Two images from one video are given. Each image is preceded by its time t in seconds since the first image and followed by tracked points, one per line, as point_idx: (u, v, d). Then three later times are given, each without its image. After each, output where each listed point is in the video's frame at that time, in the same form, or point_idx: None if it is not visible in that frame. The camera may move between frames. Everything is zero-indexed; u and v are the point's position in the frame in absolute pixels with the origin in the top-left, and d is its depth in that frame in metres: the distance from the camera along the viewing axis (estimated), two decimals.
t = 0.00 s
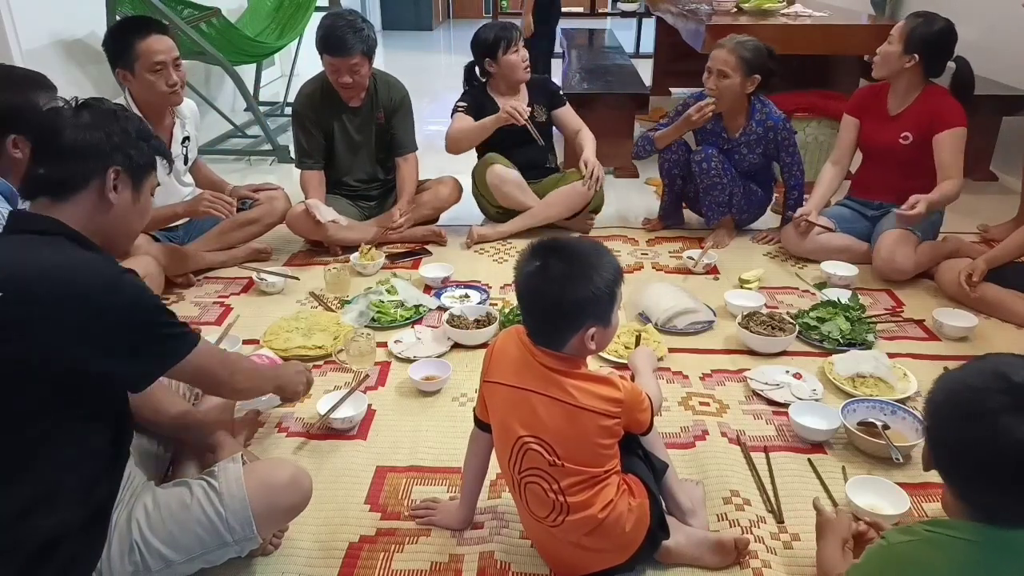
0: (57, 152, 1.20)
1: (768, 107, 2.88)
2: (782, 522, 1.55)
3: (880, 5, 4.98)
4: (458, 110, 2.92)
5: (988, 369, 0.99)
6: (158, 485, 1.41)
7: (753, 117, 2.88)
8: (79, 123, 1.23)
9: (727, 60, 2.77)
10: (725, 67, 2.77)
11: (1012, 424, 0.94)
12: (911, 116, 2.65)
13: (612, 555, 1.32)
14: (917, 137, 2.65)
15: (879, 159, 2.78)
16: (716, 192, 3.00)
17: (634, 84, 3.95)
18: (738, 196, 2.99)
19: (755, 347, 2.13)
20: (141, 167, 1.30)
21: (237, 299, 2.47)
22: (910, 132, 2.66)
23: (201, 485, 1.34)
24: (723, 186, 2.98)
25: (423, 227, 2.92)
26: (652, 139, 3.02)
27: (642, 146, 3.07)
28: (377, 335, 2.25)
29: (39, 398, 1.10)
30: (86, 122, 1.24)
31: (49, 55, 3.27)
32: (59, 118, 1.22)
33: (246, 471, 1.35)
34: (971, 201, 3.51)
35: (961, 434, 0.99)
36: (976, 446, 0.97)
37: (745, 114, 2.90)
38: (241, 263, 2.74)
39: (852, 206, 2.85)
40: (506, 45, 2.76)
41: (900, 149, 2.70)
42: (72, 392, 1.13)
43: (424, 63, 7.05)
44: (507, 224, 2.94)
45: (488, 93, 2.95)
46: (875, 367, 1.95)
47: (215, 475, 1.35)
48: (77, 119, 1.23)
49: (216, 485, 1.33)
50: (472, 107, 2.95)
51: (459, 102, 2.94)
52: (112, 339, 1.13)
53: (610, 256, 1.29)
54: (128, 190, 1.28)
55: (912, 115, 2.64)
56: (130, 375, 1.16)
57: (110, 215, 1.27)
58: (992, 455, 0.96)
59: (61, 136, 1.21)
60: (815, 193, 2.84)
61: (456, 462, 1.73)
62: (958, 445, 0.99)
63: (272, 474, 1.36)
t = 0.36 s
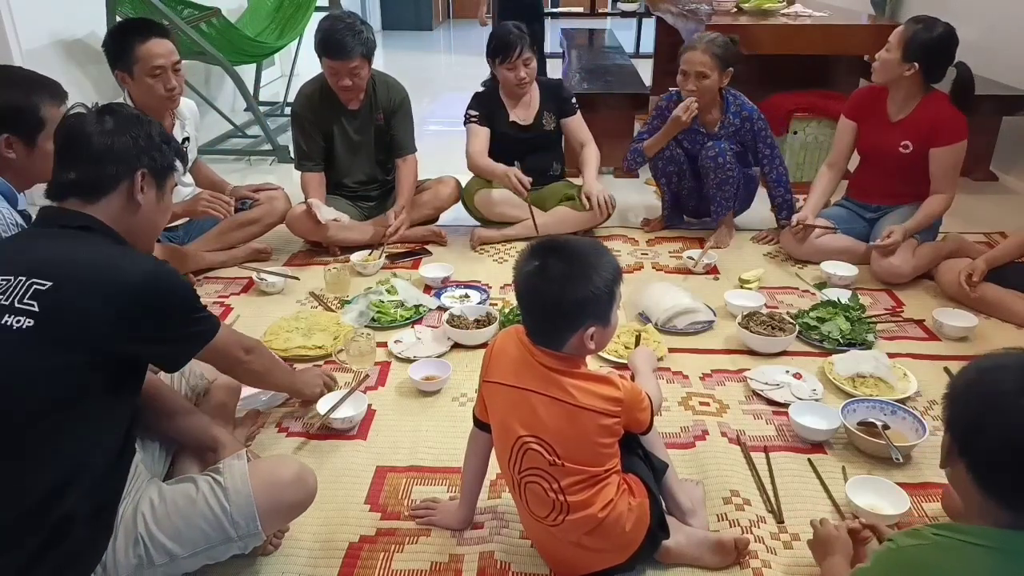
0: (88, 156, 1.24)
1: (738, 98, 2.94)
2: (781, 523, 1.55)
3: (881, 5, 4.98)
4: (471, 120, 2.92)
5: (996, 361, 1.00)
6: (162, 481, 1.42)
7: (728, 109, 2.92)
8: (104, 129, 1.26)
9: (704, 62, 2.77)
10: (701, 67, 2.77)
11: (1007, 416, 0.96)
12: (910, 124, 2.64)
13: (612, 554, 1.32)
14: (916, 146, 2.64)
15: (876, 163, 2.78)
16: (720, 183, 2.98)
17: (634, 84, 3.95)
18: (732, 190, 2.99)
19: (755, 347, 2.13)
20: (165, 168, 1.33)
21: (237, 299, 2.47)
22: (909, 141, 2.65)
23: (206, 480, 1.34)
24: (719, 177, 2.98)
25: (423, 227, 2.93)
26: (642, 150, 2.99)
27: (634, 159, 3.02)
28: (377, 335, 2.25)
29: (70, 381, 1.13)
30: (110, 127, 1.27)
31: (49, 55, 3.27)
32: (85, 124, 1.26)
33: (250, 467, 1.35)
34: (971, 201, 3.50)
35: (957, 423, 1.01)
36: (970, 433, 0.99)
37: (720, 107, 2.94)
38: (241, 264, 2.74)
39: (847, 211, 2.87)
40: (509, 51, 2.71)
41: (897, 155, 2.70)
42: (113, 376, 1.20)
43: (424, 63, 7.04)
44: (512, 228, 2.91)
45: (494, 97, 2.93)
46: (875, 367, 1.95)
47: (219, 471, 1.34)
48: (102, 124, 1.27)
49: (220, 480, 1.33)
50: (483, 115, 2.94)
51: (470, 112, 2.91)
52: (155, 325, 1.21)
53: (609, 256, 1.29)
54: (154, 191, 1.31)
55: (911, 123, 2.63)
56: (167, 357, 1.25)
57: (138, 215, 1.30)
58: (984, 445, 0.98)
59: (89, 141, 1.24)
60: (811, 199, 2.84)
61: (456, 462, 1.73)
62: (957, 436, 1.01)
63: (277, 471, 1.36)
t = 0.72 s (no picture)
0: (133, 165, 1.15)
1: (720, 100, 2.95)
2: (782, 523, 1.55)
3: (880, 5, 4.98)
4: (476, 131, 2.89)
5: (867, 264, 1.16)
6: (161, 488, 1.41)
7: (713, 111, 2.94)
8: (154, 132, 1.17)
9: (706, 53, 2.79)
10: (709, 57, 2.79)
11: (912, 344, 1.11)
12: (872, 120, 2.75)
13: (613, 556, 1.32)
14: (882, 137, 2.76)
15: (842, 160, 2.87)
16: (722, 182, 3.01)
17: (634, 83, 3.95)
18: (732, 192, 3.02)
19: (755, 346, 2.13)
20: (215, 178, 1.23)
21: (237, 299, 2.47)
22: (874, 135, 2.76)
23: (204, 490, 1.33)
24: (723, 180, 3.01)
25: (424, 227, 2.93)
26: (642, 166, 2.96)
27: (643, 226, 2.91)
28: (377, 335, 2.25)
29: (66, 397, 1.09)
30: (168, 131, 1.18)
31: (49, 55, 3.27)
32: (135, 126, 1.16)
33: (247, 479, 1.35)
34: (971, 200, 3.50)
35: (856, 348, 1.14)
36: (865, 357, 1.13)
37: (706, 110, 2.95)
38: (240, 263, 2.74)
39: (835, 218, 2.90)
40: (524, 63, 2.68)
41: (863, 149, 2.80)
42: (101, 416, 1.12)
43: (423, 63, 7.04)
44: (513, 230, 2.91)
45: (506, 108, 2.88)
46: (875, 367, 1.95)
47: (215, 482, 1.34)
48: (154, 128, 1.17)
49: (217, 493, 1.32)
50: (490, 125, 2.91)
51: (477, 120, 2.89)
52: (138, 378, 1.08)
53: (606, 259, 1.29)
54: (198, 203, 1.22)
55: (873, 116, 2.74)
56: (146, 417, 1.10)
57: (178, 229, 1.21)
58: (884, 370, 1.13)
59: (135, 146, 1.15)
60: (807, 202, 2.86)
61: (456, 462, 1.73)
62: (853, 361, 1.15)
63: (280, 480, 1.37)
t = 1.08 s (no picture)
0: (127, 164, 1.15)
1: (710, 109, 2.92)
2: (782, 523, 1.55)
3: (881, 5, 4.98)
4: (475, 130, 2.89)
5: (885, 275, 1.14)
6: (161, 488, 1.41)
7: (704, 121, 2.92)
8: (147, 131, 1.16)
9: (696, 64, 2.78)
10: (700, 69, 2.77)
11: (917, 349, 1.10)
12: (867, 122, 2.75)
13: (614, 556, 1.32)
14: (877, 139, 2.75)
15: (838, 161, 2.88)
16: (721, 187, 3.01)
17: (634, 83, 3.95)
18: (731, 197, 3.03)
19: (756, 346, 2.12)
20: (209, 177, 1.22)
21: (237, 299, 2.47)
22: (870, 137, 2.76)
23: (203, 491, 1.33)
24: (722, 186, 3.00)
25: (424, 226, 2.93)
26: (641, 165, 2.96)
27: (642, 227, 2.91)
28: (377, 335, 2.25)
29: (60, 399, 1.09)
30: (162, 130, 1.18)
31: (50, 55, 3.27)
32: (129, 125, 1.16)
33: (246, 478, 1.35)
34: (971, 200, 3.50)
35: (858, 346, 1.14)
36: (867, 357, 1.13)
37: (697, 120, 2.93)
38: (240, 262, 2.74)
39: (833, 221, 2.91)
40: (527, 61, 2.68)
41: (859, 151, 2.80)
42: (96, 416, 1.12)
43: (423, 63, 7.04)
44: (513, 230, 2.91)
45: (503, 107, 2.88)
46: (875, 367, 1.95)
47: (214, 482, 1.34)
48: (148, 126, 1.17)
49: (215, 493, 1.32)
50: (489, 124, 2.91)
51: (475, 120, 2.88)
52: (132, 377, 1.09)
53: (606, 258, 1.29)
54: (193, 203, 1.21)
55: (868, 118, 2.74)
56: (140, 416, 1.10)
57: (173, 229, 1.21)
58: (885, 372, 1.12)
59: (130, 146, 1.15)
60: (807, 202, 2.86)
61: (456, 462, 1.73)
62: (855, 360, 1.15)
63: (279, 480, 1.36)
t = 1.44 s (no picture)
0: (126, 164, 1.15)
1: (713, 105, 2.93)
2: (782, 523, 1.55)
3: (881, 5, 4.98)
4: (473, 130, 2.89)
5: (892, 278, 1.13)
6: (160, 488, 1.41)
7: (704, 118, 2.93)
8: (146, 131, 1.16)
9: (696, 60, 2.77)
10: (699, 65, 2.78)
11: (926, 352, 1.09)
12: (866, 123, 2.75)
13: (614, 556, 1.32)
14: (876, 139, 2.76)
15: (837, 162, 2.88)
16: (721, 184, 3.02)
17: (634, 83, 3.95)
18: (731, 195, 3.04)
19: (756, 346, 2.12)
20: (208, 177, 1.22)
21: (237, 299, 2.47)
22: (869, 137, 2.77)
23: (202, 492, 1.33)
24: (722, 183, 3.01)
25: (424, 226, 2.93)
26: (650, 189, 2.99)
27: (642, 227, 2.91)
28: (377, 335, 2.25)
29: (57, 401, 1.09)
30: (161, 130, 1.18)
31: (49, 55, 3.27)
32: (128, 125, 1.16)
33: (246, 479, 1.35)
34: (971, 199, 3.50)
35: (866, 351, 1.12)
36: (876, 362, 1.11)
37: (697, 116, 2.93)
38: (240, 262, 2.74)
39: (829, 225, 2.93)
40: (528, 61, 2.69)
41: (858, 152, 2.80)
42: (94, 417, 1.12)
43: (423, 63, 7.04)
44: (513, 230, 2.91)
45: (499, 107, 2.88)
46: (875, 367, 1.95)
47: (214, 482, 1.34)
48: (146, 126, 1.17)
49: (216, 494, 1.32)
50: (487, 125, 2.91)
51: (473, 121, 2.88)
52: (130, 377, 1.08)
53: (608, 258, 1.29)
54: (192, 203, 1.21)
55: (866, 118, 2.74)
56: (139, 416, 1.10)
57: (173, 229, 1.21)
58: (894, 376, 1.11)
59: (128, 146, 1.15)
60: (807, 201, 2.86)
61: (456, 462, 1.73)
62: (864, 364, 1.13)
63: (279, 480, 1.36)
